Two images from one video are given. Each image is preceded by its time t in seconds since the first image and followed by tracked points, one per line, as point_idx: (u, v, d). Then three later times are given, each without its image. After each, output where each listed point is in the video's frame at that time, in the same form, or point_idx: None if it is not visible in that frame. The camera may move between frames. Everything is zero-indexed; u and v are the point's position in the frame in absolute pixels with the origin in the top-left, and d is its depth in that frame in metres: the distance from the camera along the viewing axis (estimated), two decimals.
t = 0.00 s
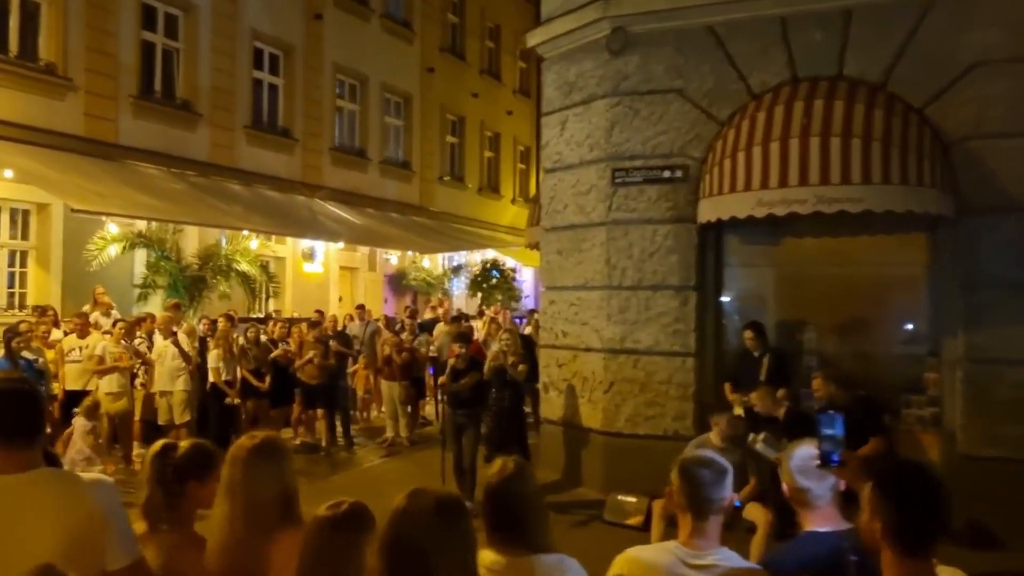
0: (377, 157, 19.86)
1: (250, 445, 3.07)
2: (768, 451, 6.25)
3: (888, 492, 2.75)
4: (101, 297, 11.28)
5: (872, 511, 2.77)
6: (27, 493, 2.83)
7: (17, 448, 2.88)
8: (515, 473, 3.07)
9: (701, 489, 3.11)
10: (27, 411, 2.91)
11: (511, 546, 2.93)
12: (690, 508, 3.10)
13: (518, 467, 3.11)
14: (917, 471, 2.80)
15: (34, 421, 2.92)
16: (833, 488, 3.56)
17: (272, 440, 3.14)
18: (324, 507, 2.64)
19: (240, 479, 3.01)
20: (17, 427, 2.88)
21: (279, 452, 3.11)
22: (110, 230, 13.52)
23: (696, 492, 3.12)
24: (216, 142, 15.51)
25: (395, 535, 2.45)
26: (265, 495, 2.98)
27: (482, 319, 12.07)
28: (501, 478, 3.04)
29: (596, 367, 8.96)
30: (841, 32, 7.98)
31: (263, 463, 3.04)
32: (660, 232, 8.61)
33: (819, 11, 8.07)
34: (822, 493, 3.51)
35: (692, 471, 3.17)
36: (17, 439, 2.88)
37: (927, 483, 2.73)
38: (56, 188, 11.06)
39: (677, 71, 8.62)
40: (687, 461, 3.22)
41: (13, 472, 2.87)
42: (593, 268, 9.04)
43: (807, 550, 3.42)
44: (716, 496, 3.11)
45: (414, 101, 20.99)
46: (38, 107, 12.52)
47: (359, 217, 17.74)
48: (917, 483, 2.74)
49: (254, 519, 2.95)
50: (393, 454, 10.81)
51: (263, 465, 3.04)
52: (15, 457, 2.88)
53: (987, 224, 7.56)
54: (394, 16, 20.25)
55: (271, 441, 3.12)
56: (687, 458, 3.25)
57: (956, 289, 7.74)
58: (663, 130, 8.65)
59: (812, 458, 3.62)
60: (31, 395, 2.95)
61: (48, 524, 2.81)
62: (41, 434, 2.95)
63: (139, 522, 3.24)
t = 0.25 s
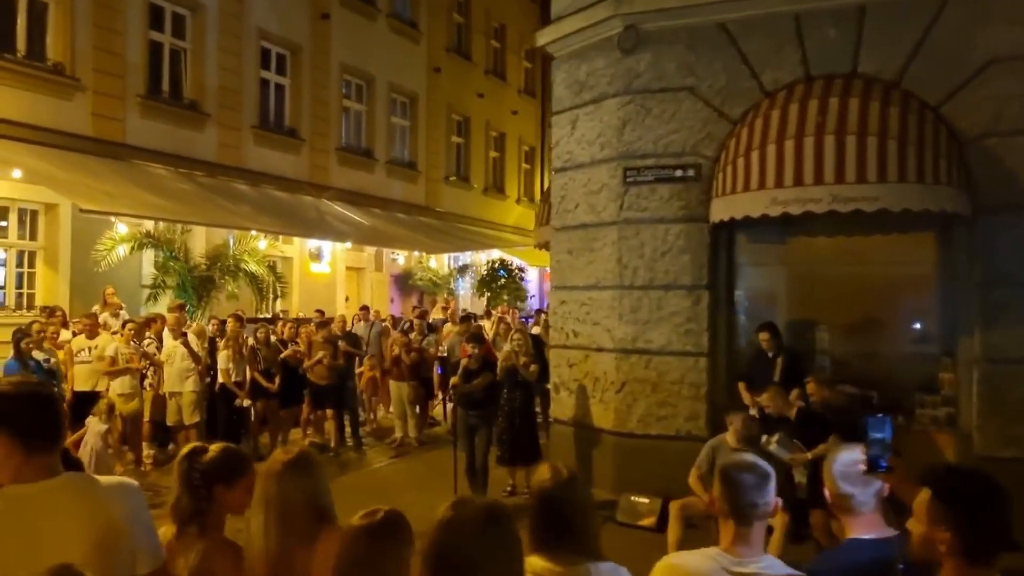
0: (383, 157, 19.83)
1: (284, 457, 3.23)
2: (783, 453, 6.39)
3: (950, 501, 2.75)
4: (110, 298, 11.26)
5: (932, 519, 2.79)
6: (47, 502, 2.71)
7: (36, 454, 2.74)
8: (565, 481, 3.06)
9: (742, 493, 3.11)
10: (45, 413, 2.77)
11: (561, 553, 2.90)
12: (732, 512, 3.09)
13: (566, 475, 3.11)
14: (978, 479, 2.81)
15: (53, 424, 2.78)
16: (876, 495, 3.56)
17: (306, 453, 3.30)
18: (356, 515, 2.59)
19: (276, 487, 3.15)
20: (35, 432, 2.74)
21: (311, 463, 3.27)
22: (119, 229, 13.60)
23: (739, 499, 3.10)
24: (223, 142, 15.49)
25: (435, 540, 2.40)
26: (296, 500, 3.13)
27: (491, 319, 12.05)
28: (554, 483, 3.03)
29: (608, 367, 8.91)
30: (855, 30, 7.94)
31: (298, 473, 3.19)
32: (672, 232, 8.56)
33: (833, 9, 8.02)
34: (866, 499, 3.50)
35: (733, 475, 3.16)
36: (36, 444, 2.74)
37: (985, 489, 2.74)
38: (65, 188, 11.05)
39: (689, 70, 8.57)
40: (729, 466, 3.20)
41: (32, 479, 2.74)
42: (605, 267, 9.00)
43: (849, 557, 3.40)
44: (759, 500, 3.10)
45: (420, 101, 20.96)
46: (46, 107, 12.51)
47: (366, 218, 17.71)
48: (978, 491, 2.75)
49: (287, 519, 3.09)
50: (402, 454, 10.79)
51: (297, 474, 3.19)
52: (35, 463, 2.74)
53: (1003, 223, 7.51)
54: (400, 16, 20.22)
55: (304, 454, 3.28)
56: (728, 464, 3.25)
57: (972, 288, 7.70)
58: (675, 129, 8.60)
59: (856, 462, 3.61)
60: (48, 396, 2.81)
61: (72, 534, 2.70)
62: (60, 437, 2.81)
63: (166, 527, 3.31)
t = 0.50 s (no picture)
0: (394, 156, 19.75)
1: (320, 474, 3.16)
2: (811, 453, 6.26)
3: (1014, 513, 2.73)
4: (122, 296, 11.20)
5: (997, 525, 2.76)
6: (71, 519, 2.45)
7: (57, 465, 2.46)
8: (631, 488, 3.02)
9: (803, 504, 2.99)
10: (66, 418, 2.48)
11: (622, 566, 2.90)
12: (793, 525, 2.98)
13: (629, 482, 3.13)
14: None
15: (75, 431, 2.49)
16: (941, 503, 3.31)
17: (344, 468, 3.23)
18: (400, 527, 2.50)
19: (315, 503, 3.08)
20: (57, 440, 2.45)
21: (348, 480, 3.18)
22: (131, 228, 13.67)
23: (798, 510, 2.99)
24: (234, 140, 15.43)
25: (503, 546, 2.30)
26: (336, 517, 3.07)
27: (504, 318, 11.97)
28: (621, 492, 2.98)
29: (626, 366, 8.80)
30: (880, 25, 7.82)
31: (334, 493, 3.10)
32: (691, 229, 8.46)
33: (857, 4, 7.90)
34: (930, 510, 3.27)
35: (795, 483, 3.04)
36: (56, 454, 2.45)
37: None
38: (78, 186, 10.98)
39: (709, 66, 8.46)
40: (790, 472, 3.09)
41: (53, 492, 2.47)
42: (623, 265, 8.89)
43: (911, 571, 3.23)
44: (821, 511, 2.99)
45: (431, 100, 20.87)
46: (58, 104, 12.45)
47: (377, 216, 17.63)
48: None
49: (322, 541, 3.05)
50: (417, 455, 10.69)
51: (334, 491, 3.11)
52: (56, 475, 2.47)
53: None
54: (411, 14, 20.13)
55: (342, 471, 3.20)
56: (786, 467, 3.13)
57: (1001, 288, 7.60)
58: (695, 126, 8.48)
59: (921, 471, 3.33)
60: (68, 400, 2.50)
61: (99, 554, 2.44)
62: (82, 445, 2.52)
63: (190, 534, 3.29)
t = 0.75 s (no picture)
0: (399, 154, 19.65)
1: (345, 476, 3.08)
2: (836, 452, 6.37)
3: None
4: (126, 294, 11.11)
5: None
6: (76, 526, 2.33)
7: (63, 469, 2.35)
8: (661, 501, 3.06)
9: (846, 510, 2.90)
10: (75, 420, 2.37)
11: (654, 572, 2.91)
12: (836, 532, 2.89)
13: (660, 493, 3.12)
14: None
15: (84, 434, 2.39)
16: (987, 511, 2.96)
17: (374, 471, 3.11)
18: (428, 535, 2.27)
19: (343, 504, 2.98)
20: (64, 442, 2.35)
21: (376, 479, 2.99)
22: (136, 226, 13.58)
23: (842, 516, 2.89)
24: (239, 138, 15.34)
25: (550, 555, 2.18)
26: (361, 518, 2.94)
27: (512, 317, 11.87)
28: (651, 504, 3.03)
29: (636, 366, 8.68)
30: (896, 19, 7.69)
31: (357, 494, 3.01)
32: (703, 228, 8.34)
33: None
34: (976, 517, 2.92)
35: (836, 489, 2.96)
36: (63, 457, 2.35)
37: None
38: (82, 183, 10.88)
39: (722, 61, 8.34)
40: (833, 480, 3.01)
41: (58, 500, 2.36)
42: (634, 264, 8.77)
43: None
44: (867, 520, 2.89)
45: (436, 97, 20.77)
46: (62, 101, 12.36)
47: (383, 215, 17.52)
48: None
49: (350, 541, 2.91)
50: (424, 454, 10.59)
51: (363, 493, 3.01)
52: (64, 480, 2.36)
53: None
54: (416, 11, 20.02)
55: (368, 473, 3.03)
56: (828, 476, 3.08)
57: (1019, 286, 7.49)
58: (707, 122, 8.37)
59: (967, 475, 2.99)
60: (77, 400, 2.41)
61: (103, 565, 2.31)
62: (91, 448, 2.42)
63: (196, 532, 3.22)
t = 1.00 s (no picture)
0: (399, 149, 19.53)
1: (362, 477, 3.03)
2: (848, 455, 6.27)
3: None
4: (124, 290, 11.01)
5: None
6: (78, 531, 2.21)
7: (67, 471, 2.25)
8: (670, 501, 2.98)
9: (888, 514, 2.94)
10: (84, 420, 2.28)
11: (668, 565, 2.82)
12: (880, 538, 2.95)
13: (669, 492, 3.04)
14: None
15: (93, 433, 2.29)
16: None
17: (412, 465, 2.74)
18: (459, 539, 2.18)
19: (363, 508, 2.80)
20: (69, 442, 2.25)
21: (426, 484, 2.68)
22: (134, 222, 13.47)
23: (887, 524, 2.94)
24: (237, 133, 15.22)
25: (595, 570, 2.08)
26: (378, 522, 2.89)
27: (514, 313, 11.77)
28: (656, 504, 2.94)
29: (642, 363, 8.60)
30: (905, 12, 7.60)
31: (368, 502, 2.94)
32: (709, 223, 8.25)
33: None
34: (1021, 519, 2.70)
35: (879, 491, 2.97)
36: (67, 458, 2.24)
37: None
38: (79, 177, 10.77)
39: (728, 54, 8.25)
40: (873, 479, 3.01)
41: (65, 506, 2.24)
42: (639, 260, 8.68)
43: None
44: (911, 522, 2.93)
45: (435, 93, 20.65)
46: (59, 96, 12.24)
47: (382, 211, 17.40)
48: None
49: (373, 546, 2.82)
50: (426, 452, 10.50)
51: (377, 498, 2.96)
52: (69, 483, 2.25)
53: None
54: (415, 6, 19.89)
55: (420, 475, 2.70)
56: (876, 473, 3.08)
57: None
58: (714, 116, 8.28)
59: (1011, 477, 2.82)
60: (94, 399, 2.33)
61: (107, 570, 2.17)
62: (101, 452, 2.32)
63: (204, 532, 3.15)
